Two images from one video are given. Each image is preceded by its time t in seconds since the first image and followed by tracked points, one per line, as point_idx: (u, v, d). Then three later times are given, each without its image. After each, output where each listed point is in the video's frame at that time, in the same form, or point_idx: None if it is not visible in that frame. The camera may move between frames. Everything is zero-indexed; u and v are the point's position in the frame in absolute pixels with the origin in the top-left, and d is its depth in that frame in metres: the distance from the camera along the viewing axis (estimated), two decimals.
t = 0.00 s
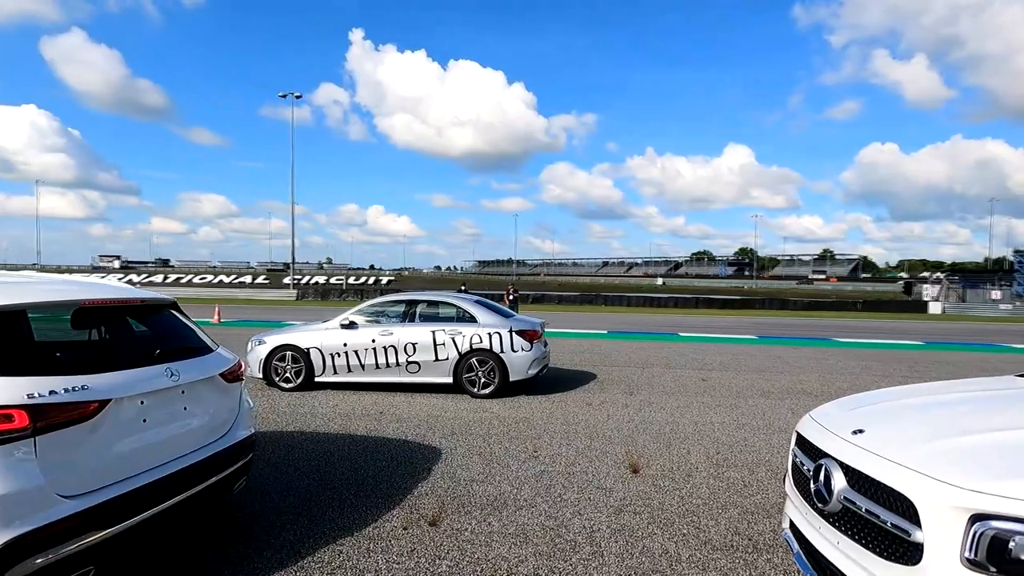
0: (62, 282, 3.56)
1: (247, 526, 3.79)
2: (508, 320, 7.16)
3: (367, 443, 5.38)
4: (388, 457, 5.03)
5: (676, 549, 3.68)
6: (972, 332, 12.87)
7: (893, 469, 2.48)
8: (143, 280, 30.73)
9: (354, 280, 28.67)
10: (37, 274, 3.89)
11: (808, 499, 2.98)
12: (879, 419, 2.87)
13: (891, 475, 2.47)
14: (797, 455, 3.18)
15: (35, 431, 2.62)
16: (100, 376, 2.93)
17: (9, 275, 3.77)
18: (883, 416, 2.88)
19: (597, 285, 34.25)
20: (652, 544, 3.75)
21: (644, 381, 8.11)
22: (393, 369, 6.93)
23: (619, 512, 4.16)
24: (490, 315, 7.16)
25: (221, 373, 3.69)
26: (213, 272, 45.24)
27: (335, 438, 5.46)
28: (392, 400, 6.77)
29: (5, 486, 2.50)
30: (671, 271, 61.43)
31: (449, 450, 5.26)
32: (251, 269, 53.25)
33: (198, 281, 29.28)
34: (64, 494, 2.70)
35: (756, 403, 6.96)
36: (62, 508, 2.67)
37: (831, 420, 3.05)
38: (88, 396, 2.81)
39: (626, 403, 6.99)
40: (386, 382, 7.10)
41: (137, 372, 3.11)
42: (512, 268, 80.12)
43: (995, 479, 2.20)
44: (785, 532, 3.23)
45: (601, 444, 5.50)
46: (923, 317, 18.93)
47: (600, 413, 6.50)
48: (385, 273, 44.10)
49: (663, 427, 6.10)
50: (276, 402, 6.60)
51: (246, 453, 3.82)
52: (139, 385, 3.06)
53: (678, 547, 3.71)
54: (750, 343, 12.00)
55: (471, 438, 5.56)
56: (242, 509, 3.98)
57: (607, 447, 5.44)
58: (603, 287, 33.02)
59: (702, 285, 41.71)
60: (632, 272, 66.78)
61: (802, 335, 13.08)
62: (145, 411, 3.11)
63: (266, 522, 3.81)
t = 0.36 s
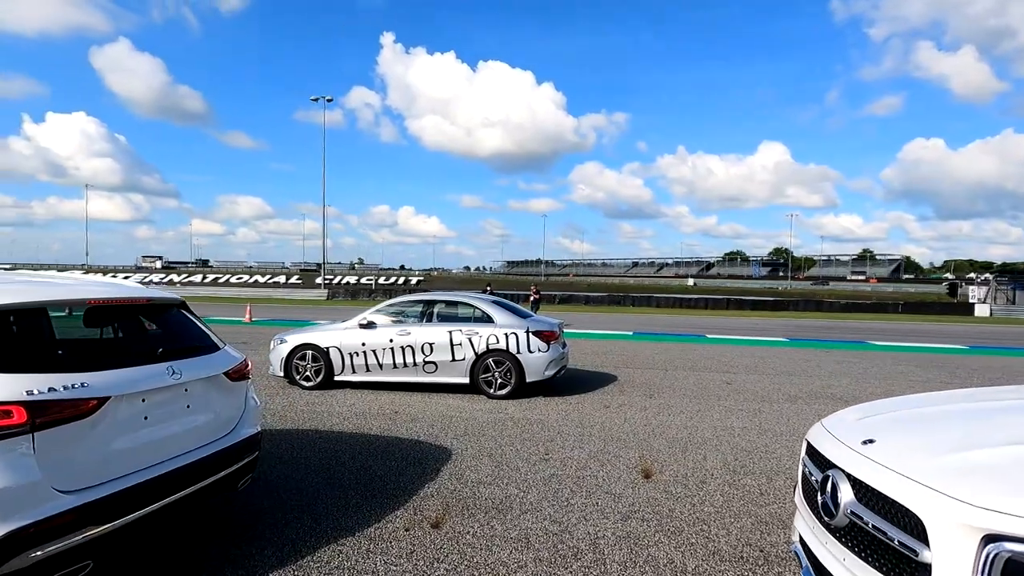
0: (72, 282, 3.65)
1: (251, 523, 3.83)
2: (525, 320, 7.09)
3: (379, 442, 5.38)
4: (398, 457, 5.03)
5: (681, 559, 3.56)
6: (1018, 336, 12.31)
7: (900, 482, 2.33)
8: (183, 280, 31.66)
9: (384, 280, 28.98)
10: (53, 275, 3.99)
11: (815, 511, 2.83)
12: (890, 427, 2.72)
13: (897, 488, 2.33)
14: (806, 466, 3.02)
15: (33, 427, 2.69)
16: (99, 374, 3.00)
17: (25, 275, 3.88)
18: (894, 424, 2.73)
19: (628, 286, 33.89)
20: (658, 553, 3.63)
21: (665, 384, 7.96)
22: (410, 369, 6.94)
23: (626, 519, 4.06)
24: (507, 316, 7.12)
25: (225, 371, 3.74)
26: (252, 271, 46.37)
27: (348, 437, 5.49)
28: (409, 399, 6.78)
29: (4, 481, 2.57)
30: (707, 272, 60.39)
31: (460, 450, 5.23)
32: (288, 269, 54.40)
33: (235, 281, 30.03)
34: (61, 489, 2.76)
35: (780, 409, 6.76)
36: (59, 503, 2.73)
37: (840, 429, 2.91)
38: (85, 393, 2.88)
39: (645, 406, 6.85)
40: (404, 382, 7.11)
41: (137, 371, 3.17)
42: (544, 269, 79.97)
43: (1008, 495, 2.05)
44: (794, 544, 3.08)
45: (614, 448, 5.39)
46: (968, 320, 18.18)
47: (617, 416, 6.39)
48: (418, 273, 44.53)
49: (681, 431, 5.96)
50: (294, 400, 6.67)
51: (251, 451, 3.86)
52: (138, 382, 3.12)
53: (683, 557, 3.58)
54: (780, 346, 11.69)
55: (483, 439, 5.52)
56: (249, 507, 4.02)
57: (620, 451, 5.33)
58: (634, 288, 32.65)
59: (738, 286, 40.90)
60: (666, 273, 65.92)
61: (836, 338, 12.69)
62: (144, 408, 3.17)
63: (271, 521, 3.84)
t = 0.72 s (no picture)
0: (86, 281, 3.80)
1: (254, 518, 3.90)
2: (540, 323, 7.07)
3: (388, 441, 5.43)
4: (405, 456, 5.07)
5: (678, 566, 3.49)
6: None
7: (887, 490, 2.24)
8: (222, 282, 32.61)
9: (416, 283, 29.26)
10: (72, 275, 4.16)
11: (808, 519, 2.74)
12: (886, 434, 2.62)
13: (884, 497, 2.23)
14: (801, 472, 2.93)
15: (36, 419, 2.81)
16: (101, 369, 3.12)
17: (45, 274, 4.05)
18: (890, 431, 2.63)
19: (660, 290, 33.44)
20: (654, 559, 3.57)
21: (685, 389, 7.82)
22: (425, 370, 6.99)
23: (626, 523, 4.00)
24: (522, 318, 7.10)
25: (229, 368, 3.84)
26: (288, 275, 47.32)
27: (358, 436, 5.56)
28: (423, 400, 6.82)
29: (6, 469, 2.69)
30: (744, 276, 59.16)
31: (467, 451, 5.24)
32: (324, 271, 55.48)
33: (271, 283, 30.76)
34: (62, 478, 2.87)
35: (801, 416, 6.56)
36: (60, 492, 2.84)
37: (836, 435, 2.82)
38: (87, 386, 3.00)
39: (661, 410, 6.75)
40: (420, 383, 7.17)
41: (139, 366, 3.29)
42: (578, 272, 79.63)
43: (998, 506, 1.94)
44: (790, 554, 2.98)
45: (624, 452, 5.32)
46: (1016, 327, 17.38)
47: (630, 420, 6.31)
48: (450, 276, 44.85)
49: (694, 437, 5.85)
50: (312, 399, 6.79)
51: (255, 447, 3.94)
52: (141, 377, 3.23)
53: (681, 564, 3.52)
54: (811, 351, 11.36)
55: (491, 440, 5.51)
56: (254, 503, 4.10)
57: (629, 455, 5.26)
58: (666, 292, 32.19)
59: (775, 290, 39.95)
60: (702, 276, 64.86)
61: (871, 344, 12.27)
62: (146, 403, 3.27)
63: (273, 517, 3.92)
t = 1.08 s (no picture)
0: (111, 283, 3.99)
1: (267, 514, 4.02)
2: (559, 326, 7.07)
3: (404, 442, 5.52)
4: (418, 457, 5.15)
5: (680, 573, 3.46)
6: None
7: (877, 500, 2.20)
8: (263, 284, 33.53)
9: (447, 286, 29.58)
10: (102, 277, 4.37)
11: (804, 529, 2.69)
12: (883, 444, 2.58)
13: (875, 508, 2.19)
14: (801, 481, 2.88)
15: (58, 412, 2.97)
16: (120, 366, 3.27)
17: (75, 275, 4.26)
18: (887, 441, 2.59)
19: (695, 294, 32.94)
20: (656, 565, 3.55)
21: (707, 394, 7.71)
22: (445, 372, 7.08)
23: (631, 529, 3.98)
24: (541, 321, 7.12)
25: (244, 367, 3.97)
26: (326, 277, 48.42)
27: (375, 436, 5.67)
28: (442, 401, 6.90)
29: (29, 459, 2.85)
30: (783, 280, 57.77)
31: (479, 453, 5.28)
32: (361, 274, 56.53)
33: (310, 285, 31.53)
34: (82, 469, 3.02)
35: (826, 425, 6.40)
36: (79, 482, 2.99)
37: (834, 444, 2.77)
38: (106, 382, 3.16)
39: (681, 416, 6.67)
40: (439, 384, 7.25)
41: (156, 364, 3.44)
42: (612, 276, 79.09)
43: (988, 521, 1.88)
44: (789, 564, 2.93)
45: (637, 458, 5.28)
46: None
47: (648, 425, 6.26)
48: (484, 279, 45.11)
49: (712, 443, 5.77)
50: (334, 399, 6.94)
51: (269, 444, 4.06)
52: (157, 374, 3.38)
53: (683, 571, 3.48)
54: (845, 358, 11.05)
55: (505, 443, 5.55)
56: (269, 499, 4.23)
57: (643, 460, 5.23)
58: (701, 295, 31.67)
59: (816, 294, 38.89)
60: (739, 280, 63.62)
61: (908, 351, 11.86)
62: (162, 400, 3.42)
63: (286, 513, 4.04)
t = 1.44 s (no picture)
0: (150, 287, 4.12)
1: (295, 513, 4.11)
2: (586, 332, 7.05)
3: (429, 445, 5.58)
4: (443, 460, 5.19)
5: None
6: None
7: (900, 516, 2.14)
8: (298, 287, 34.28)
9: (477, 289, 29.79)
10: (141, 281, 4.52)
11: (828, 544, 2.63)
12: (909, 458, 2.51)
13: (898, 525, 2.12)
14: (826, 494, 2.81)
15: (96, 411, 3.10)
16: (155, 368, 3.39)
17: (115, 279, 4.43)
18: (913, 456, 2.52)
19: (730, 299, 32.36)
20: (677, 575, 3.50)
21: (737, 402, 7.57)
22: (471, 376, 7.12)
23: (654, 538, 3.94)
24: (568, 326, 7.11)
25: (273, 370, 4.07)
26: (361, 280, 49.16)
27: (401, 438, 5.74)
28: (469, 406, 6.94)
29: (70, 455, 2.98)
30: (823, 285, 56.30)
31: (503, 457, 5.30)
32: (394, 277, 57.27)
33: (344, 289, 32.07)
34: (119, 466, 3.14)
35: (861, 437, 6.22)
36: (116, 478, 3.10)
37: (859, 457, 2.70)
38: (141, 383, 3.27)
39: (710, 424, 6.57)
40: (466, 388, 7.30)
41: (189, 366, 3.56)
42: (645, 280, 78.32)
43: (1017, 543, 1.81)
44: None
45: (663, 466, 5.23)
46: None
47: (675, 433, 6.18)
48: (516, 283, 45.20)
49: (740, 453, 5.67)
50: (363, 401, 7.04)
51: (296, 445, 4.16)
52: (190, 376, 3.49)
53: None
54: (884, 366, 10.71)
55: (529, 448, 5.55)
56: (296, 499, 4.32)
57: (668, 469, 5.17)
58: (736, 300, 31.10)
59: (857, 300, 37.79)
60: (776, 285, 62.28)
61: (951, 361, 11.45)
62: (195, 400, 3.53)
63: (312, 513, 4.12)
